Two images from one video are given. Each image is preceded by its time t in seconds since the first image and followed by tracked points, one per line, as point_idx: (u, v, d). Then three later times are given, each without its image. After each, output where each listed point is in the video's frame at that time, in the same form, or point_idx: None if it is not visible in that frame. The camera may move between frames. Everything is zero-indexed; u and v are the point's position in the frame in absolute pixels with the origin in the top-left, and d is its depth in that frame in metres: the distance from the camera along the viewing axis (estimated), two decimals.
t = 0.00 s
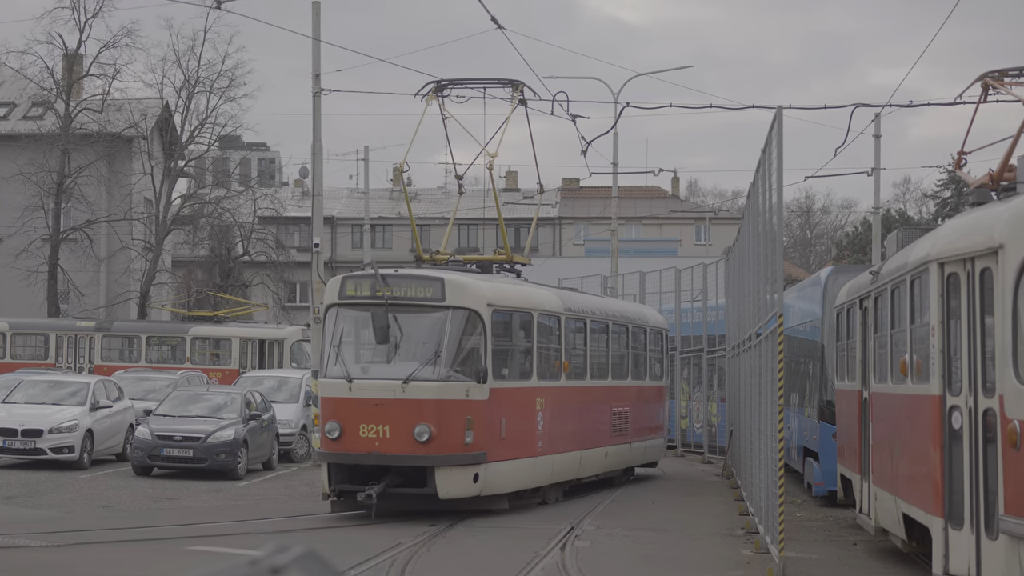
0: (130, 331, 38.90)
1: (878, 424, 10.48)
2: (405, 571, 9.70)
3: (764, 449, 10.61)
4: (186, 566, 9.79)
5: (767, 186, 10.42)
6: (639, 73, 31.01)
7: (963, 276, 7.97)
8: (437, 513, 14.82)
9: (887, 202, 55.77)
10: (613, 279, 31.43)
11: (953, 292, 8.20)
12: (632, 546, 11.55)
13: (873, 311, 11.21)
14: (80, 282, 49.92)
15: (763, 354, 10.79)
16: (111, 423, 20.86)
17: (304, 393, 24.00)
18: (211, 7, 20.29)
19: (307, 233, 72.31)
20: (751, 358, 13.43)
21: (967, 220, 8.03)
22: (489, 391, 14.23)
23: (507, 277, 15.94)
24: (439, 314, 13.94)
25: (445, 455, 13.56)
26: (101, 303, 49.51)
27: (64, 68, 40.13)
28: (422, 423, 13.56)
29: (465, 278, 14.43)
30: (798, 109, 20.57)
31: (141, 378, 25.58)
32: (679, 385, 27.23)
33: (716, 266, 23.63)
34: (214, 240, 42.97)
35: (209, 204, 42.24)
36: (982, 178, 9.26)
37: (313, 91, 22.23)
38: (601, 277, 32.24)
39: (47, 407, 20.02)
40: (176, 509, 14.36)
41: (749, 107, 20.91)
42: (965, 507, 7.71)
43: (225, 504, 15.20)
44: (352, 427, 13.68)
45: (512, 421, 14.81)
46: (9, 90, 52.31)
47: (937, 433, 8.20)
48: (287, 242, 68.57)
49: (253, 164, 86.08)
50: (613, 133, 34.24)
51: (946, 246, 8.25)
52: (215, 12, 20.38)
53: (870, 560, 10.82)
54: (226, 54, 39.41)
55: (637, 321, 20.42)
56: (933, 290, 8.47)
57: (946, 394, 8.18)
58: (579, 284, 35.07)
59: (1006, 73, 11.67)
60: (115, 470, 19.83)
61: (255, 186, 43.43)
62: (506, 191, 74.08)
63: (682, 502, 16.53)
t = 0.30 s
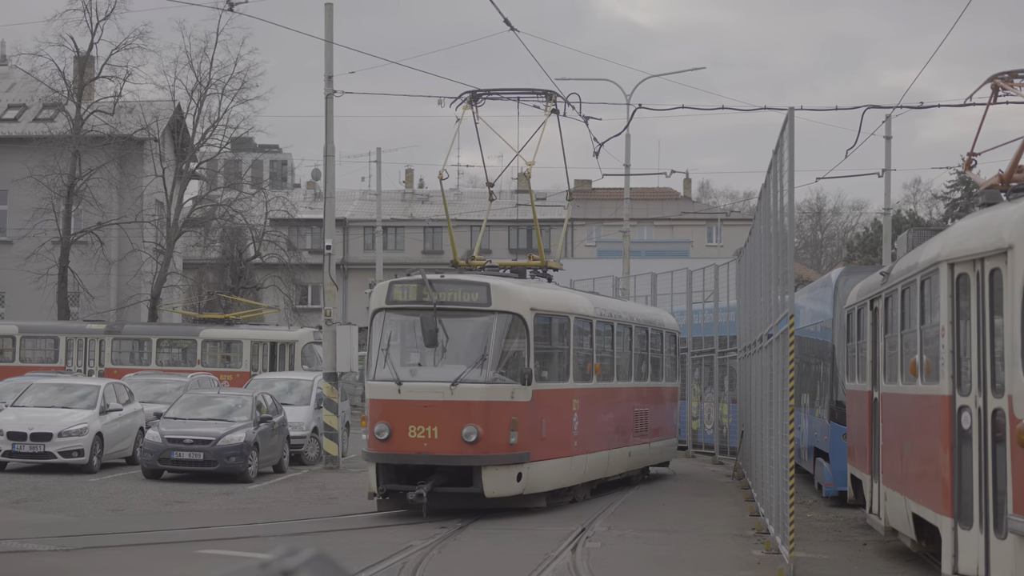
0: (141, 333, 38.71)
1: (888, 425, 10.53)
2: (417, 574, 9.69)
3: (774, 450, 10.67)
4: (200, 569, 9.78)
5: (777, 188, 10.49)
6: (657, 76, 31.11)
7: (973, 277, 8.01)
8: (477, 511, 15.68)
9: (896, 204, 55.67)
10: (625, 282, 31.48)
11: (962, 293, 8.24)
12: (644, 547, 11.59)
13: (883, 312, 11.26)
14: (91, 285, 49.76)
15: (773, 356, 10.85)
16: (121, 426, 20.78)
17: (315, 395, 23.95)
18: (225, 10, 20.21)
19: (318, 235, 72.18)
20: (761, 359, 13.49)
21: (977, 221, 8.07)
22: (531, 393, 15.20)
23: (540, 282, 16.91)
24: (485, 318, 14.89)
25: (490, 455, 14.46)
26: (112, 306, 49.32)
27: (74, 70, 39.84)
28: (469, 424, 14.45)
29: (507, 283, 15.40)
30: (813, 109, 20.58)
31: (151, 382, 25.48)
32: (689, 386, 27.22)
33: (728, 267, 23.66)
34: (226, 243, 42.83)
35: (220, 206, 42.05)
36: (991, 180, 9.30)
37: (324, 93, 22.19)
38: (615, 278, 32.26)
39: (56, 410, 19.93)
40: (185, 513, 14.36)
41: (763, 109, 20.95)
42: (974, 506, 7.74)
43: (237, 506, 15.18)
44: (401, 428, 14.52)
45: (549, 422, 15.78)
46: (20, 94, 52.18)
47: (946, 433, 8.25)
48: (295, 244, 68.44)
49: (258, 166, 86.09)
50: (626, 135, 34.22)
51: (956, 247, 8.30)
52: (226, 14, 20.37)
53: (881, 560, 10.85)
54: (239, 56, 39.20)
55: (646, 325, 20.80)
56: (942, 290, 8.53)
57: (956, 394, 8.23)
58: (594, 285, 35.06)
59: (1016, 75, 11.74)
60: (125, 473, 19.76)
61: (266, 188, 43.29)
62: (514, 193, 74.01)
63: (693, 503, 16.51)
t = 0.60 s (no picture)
0: (130, 321, 38.79)
1: (876, 415, 10.55)
2: (405, 561, 9.72)
3: (762, 439, 10.70)
4: (188, 555, 9.81)
5: (767, 177, 10.48)
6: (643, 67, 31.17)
7: (962, 267, 8.01)
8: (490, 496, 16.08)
9: (886, 195, 55.78)
10: (613, 271, 31.53)
11: (951, 283, 8.24)
12: (632, 535, 11.62)
13: (871, 302, 11.26)
14: (79, 272, 49.86)
15: (762, 345, 10.87)
16: (110, 412, 20.83)
17: (303, 382, 23.96)
18: None
19: (307, 223, 72.39)
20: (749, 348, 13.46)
21: (966, 211, 8.06)
22: (548, 381, 15.66)
23: (552, 274, 17.31)
24: (506, 309, 15.32)
25: (510, 441, 14.90)
26: (100, 293, 49.37)
27: (64, 57, 39.79)
28: (491, 411, 14.88)
29: (525, 276, 15.82)
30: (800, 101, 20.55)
31: (140, 368, 25.53)
32: (677, 375, 27.22)
33: (717, 258, 23.65)
34: (215, 230, 43.00)
35: (209, 193, 42.11)
36: (981, 170, 9.30)
37: (314, 81, 22.14)
38: (601, 267, 32.31)
39: (46, 396, 19.98)
40: (173, 499, 14.40)
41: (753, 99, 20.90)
42: (962, 498, 7.76)
43: (225, 493, 15.22)
44: (424, 415, 14.92)
45: (563, 409, 16.23)
46: (8, 80, 52.01)
47: (934, 424, 8.27)
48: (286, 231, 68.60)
49: (251, 153, 86.00)
50: (614, 124, 34.25)
51: (945, 238, 8.29)
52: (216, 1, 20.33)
53: (868, 549, 10.89)
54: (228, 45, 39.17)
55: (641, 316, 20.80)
56: (931, 281, 8.53)
57: (944, 385, 8.23)
58: (578, 275, 35.11)
59: (1006, 66, 11.71)
60: (114, 459, 19.82)
61: (255, 176, 43.34)
62: (503, 182, 74.08)
63: (681, 492, 16.57)
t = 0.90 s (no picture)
0: (127, 310, 38.85)
1: (873, 404, 10.54)
2: (402, 550, 9.72)
3: (759, 428, 10.69)
4: (183, 544, 9.83)
5: (762, 166, 10.49)
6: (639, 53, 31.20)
7: (958, 255, 7.99)
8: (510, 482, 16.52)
9: (882, 183, 55.69)
10: (610, 259, 31.56)
11: (948, 272, 8.22)
12: (630, 524, 11.61)
13: (868, 291, 11.25)
14: (76, 261, 49.88)
15: (758, 334, 10.90)
16: (107, 402, 20.85)
17: (300, 371, 23.95)
18: None
19: (303, 213, 72.50)
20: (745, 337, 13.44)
21: (962, 200, 8.06)
22: (570, 370, 16.18)
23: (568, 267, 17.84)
24: (530, 300, 15.86)
25: (537, 428, 15.38)
26: (97, 282, 49.41)
27: (60, 47, 39.81)
28: (517, 399, 15.35)
29: (546, 268, 16.37)
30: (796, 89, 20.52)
31: (136, 357, 25.55)
32: (674, 363, 27.15)
33: (713, 246, 23.59)
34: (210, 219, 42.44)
35: (206, 182, 42.28)
36: (978, 158, 9.26)
37: (309, 70, 22.12)
38: (598, 255, 32.34)
39: (42, 385, 20.01)
40: (170, 488, 14.42)
41: (749, 87, 20.88)
42: (959, 486, 7.75)
43: (221, 482, 15.25)
44: (452, 403, 15.34)
45: (582, 397, 16.74)
46: (5, 69, 51.83)
47: (931, 413, 8.26)
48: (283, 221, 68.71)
49: (248, 142, 86.02)
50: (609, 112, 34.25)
51: (941, 226, 8.28)
52: None
53: (864, 538, 10.89)
54: (223, 33, 39.12)
55: (642, 306, 20.85)
56: (928, 269, 8.50)
57: (941, 374, 8.22)
58: (573, 262, 35.17)
59: (1003, 53, 11.71)
60: (111, 449, 19.84)
61: (251, 164, 43.25)
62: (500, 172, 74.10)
63: (678, 481, 16.59)
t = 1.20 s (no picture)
0: (122, 306, 38.82)
1: (868, 398, 10.56)
2: (399, 545, 9.72)
3: (755, 420, 10.69)
4: (178, 541, 9.80)
5: (757, 159, 10.50)
6: (635, 47, 31.20)
7: (953, 248, 8.01)
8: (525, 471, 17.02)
9: (878, 176, 55.56)
10: (607, 253, 31.60)
11: (943, 265, 8.24)
12: (627, 518, 11.60)
13: (863, 282, 11.26)
14: (71, 258, 49.85)
15: (754, 327, 10.90)
16: (103, 398, 20.84)
17: (296, 367, 23.96)
18: None
19: (298, 209, 72.48)
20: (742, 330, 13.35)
21: (957, 192, 8.07)
22: (586, 364, 16.75)
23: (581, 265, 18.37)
24: (550, 296, 16.40)
25: (558, 419, 15.94)
26: (93, 279, 49.35)
27: (54, 43, 39.71)
28: (539, 392, 15.88)
29: (563, 265, 16.91)
30: (792, 81, 20.52)
31: (133, 354, 25.54)
32: (670, 357, 27.12)
33: (709, 240, 23.56)
34: (207, 216, 43.11)
35: (201, 177, 42.11)
36: (974, 150, 9.27)
37: (304, 65, 22.12)
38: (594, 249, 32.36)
39: (38, 382, 20.02)
40: (166, 483, 14.43)
41: (744, 79, 20.89)
42: (956, 477, 7.76)
43: (219, 478, 15.24)
44: (476, 396, 15.85)
45: (597, 389, 17.34)
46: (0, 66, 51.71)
47: (927, 405, 8.26)
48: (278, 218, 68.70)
49: (243, 138, 85.93)
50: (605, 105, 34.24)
51: (936, 218, 8.28)
52: None
53: (861, 531, 10.89)
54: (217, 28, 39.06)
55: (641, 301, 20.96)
56: (923, 261, 8.51)
57: (936, 366, 8.23)
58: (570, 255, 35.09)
59: (997, 44, 11.71)
60: (108, 445, 19.82)
61: (246, 159, 43.14)
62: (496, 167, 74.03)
63: (675, 475, 16.57)
